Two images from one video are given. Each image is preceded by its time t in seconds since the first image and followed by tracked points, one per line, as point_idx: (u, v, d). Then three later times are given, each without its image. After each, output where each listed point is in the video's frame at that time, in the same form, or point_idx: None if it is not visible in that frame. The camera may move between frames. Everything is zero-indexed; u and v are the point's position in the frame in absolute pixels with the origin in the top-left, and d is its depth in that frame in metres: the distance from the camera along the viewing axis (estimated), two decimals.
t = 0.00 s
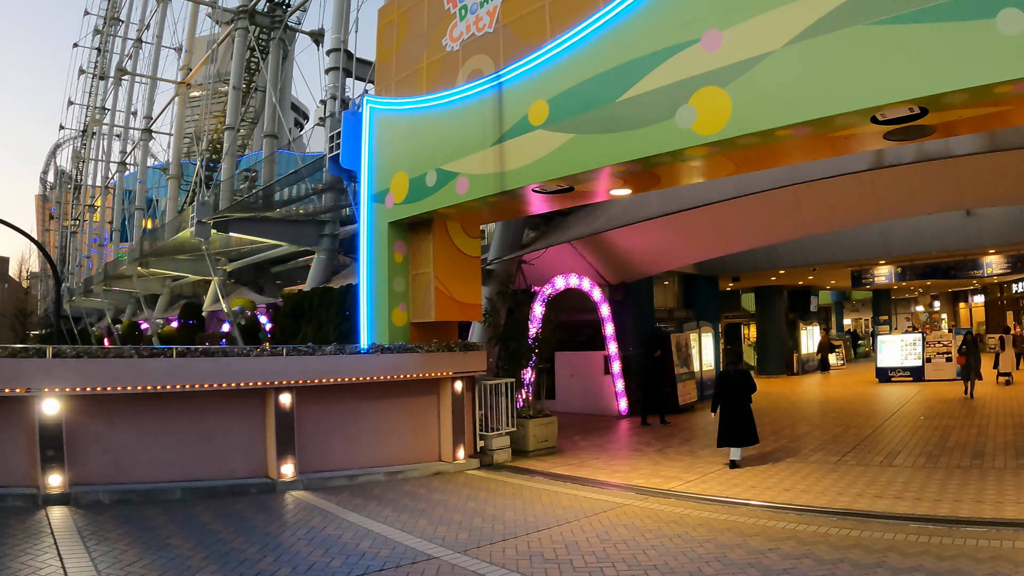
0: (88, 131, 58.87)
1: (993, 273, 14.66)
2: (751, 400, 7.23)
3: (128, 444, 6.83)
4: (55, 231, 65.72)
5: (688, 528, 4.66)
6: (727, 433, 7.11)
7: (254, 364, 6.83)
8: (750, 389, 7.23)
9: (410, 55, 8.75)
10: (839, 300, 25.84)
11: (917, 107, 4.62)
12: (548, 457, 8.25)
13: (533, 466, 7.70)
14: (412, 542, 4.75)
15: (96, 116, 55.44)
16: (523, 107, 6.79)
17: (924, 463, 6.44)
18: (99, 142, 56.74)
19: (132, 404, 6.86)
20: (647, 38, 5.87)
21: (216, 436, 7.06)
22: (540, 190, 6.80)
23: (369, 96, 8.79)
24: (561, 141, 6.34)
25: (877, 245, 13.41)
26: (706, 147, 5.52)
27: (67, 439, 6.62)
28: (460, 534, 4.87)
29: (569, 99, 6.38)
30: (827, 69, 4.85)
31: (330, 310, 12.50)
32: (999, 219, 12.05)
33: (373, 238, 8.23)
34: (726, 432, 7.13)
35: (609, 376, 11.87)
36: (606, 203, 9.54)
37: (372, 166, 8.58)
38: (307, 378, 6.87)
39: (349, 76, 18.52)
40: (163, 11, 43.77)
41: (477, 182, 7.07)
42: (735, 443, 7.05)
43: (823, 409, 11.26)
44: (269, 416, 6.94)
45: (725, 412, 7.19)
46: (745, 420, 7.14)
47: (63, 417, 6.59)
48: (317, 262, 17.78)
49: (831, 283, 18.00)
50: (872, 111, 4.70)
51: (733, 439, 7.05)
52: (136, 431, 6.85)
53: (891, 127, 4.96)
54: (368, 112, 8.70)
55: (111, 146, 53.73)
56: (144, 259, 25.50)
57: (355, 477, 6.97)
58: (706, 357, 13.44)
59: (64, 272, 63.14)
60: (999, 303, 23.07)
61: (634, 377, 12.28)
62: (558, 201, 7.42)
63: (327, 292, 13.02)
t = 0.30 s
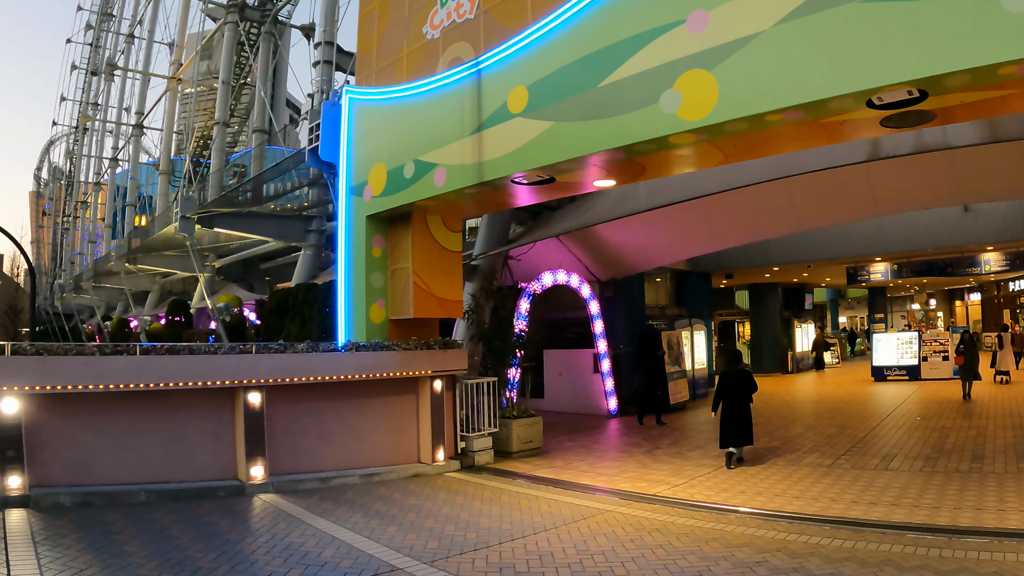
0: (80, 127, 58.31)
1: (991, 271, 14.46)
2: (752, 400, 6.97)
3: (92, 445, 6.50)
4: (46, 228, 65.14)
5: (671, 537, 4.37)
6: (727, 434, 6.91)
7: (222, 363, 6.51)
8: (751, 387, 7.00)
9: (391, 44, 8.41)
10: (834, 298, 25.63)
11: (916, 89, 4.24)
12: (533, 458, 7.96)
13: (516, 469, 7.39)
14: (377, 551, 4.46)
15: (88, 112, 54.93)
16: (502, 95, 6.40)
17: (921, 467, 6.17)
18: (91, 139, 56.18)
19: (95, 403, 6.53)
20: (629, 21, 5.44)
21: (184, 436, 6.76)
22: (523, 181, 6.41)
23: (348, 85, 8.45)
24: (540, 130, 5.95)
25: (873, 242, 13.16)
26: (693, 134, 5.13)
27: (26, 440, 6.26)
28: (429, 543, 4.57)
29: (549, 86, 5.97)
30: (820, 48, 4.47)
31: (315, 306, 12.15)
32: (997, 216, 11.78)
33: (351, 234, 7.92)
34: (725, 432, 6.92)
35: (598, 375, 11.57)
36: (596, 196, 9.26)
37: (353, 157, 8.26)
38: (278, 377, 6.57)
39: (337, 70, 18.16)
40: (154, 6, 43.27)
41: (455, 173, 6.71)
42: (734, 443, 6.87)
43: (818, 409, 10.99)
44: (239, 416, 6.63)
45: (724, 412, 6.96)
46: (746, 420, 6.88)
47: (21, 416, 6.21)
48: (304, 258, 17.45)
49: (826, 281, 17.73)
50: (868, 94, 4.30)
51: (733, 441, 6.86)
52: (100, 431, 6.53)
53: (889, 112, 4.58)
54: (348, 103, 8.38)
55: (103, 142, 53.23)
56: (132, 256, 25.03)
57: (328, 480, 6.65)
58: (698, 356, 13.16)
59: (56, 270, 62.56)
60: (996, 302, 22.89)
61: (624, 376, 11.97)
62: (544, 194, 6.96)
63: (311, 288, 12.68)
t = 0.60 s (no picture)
0: (77, 121, 58.01)
1: (991, 267, 14.21)
2: (753, 392, 7.19)
3: (57, 439, 6.26)
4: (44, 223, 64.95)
5: (649, 541, 4.12)
6: (728, 426, 7.08)
7: (190, 357, 6.24)
8: (752, 382, 7.21)
9: (373, 31, 8.04)
10: (832, 294, 25.43)
11: (910, 66, 3.81)
12: (517, 456, 7.71)
13: (498, 466, 7.15)
14: (339, 553, 4.24)
15: (85, 106, 54.63)
16: (480, 80, 6.06)
17: (918, 466, 5.92)
18: (89, 134, 55.95)
19: (61, 396, 6.28)
20: None
21: (154, 431, 6.50)
22: (505, 168, 6.08)
23: (329, 73, 8.18)
24: (516, 115, 5.59)
25: (870, 237, 12.89)
26: (675, 117, 4.68)
27: None
28: (394, 545, 4.34)
29: (526, 69, 5.60)
30: (810, 20, 4.03)
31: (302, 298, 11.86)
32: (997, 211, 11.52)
33: (330, 225, 7.66)
34: (726, 426, 7.12)
35: (589, 370, 11.33)
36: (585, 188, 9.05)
37: (334, 147, 7.98)
38: (250, 372, 6.32)
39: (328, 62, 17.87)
40: None
41: (432, 160, 6.41)
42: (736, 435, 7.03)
43: (813, 406, 10.76)
44: (209, 411, 6.39)
45: (727, 404, 7.20)
46: (746, 411, 7.15)
47: None
48: (294, 252, 17.22)
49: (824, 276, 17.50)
50: (860, 72, 3.87)
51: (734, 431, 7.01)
52: (65, 425, 6.28)
53: (884, 92, 4.15)
54: (329, 91, 8.11)
55: (101, 137, 52.98)
56: (123, 250, 24.72)
57: (301, 477, 6.41)
58: (692, 351, 12.93)
59: (53, 264, 62.38)
60: (995, 299, 22.64)
61: (615, 372, 11.73)
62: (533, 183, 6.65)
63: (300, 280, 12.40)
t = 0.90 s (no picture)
0: (74, 118, 57.68)
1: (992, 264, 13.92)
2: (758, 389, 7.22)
3: (18, 439, 5.99)
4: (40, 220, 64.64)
5: (626, 553, 3.85)
6: (738, 423, 7.08)
7: (157, 355, 5.96)
8: (758, 379, 7.25)
9: (354, 20, 7.76)
10: (832, 292, 25.18)
11: (906, 44, 3.51)
12: (502, 457, 7.44)
13: (481, 468, 6.88)
14: (297, 562, 3.98)
15: (82, 102, 54.33)
16: (456, 67, 5.79)
17: (916, 472, 5.66)
18: (86, 130, 55.66)
19: (22, 395, 6.01)
20: None
21: (121, 431, 6.23)
22: (483, 159, 5.80)
23: (308, 64, 7.91)
24: (491, 103, 5.32)
25: (870, 234, 12.62)
26: (656, 102, 4.40)
27: None
28: (357, 554, 4.08)
29: (502, 55, 5.33)
30: None
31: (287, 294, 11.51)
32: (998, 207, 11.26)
33: (308, 220, 7.39)
34: (735, 423, 7.06)
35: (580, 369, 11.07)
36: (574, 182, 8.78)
37: (312, 139, 7.72)
38: (219, 370, 6.05)
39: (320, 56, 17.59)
40: None
41: (408, 152, 6.14)
42: (747, 431, 7.03)
43: (810, 406, 10.49)
44: (178, 411, 6.12)
45: (733, 403, 7.16)
46: (754, 410, 7.09)
47: None
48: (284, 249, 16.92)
49: (823, 273, 17.22)
50: (852, 52, 3.57)
51: (744, 427, 7.00)
52: (26, 424, 6.01)
53: (879, 74, 3.86)
54: (307, 82, 7.85)
55: (97, 133, 52.68)
56: (115, 246, 24.40)
57: (273, 480, 6.15)
58: (686, 350, 12.65)
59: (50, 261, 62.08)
60: (995, 297, 22.33)
61: (606, 371, 11.47)
62: (519, 173, 6.37)
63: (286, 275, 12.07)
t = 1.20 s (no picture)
0: (72, 115, 57.50)
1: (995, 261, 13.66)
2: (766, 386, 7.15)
3: None
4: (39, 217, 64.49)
5: (609, 561, 3.60)
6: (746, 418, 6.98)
7: (128, 350, 5.71)
8: (766, 375, 7.18)
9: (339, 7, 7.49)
10: (833, 290, 24.94)
11: (907, 16, 3.26)
12: (489, 457, 7.20)
13: (467, 468, 6.65)
14: (259, 569, 3.75)
15: (80, 99, 54.17)
16: (436, 51, 5.55)
17: (919, 474, 5.41)
18: (85, 127, 55.53)
19: None
20: None
21: (92, 428, 5.99)
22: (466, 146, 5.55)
23: (292, 54, 7.68)
24: (471, 87, 5.08)
25: (871, 230, 12.37)
26: (642, 81, 4.15)
27: None
28: (323, 560, 3.84)
29: (482, 37, 5.09)
30: None
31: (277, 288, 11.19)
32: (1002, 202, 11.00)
33: (289, 212, 7.16)
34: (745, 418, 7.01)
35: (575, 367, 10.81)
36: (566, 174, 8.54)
37: (295, 130, 7.49)
38: (192, 366, 5.82)
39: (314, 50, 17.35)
40: None
41: (388, 140, 5.90)
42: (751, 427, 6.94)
43: (810, 405, 10.23)
44: (150, 407, 5.89)
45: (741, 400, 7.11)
46: (760, 405, 7.01)
47: None
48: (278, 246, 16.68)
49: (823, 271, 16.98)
50: (849, 24, 3.32)
51: (749, 423, 6.91)
52: None
53: (878, 49, 3.62)
54: (290, 72, 7.62)
55: (96, 130, 52.54)
56: (109, 243, 24.18)
57: (249, 479, 5.94)
58: (684, 348, 12.39)
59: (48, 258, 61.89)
60: (998, 295, 22.08)
61: (601, 369, 11.23)
62: (506, 162, 6.13)
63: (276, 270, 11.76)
